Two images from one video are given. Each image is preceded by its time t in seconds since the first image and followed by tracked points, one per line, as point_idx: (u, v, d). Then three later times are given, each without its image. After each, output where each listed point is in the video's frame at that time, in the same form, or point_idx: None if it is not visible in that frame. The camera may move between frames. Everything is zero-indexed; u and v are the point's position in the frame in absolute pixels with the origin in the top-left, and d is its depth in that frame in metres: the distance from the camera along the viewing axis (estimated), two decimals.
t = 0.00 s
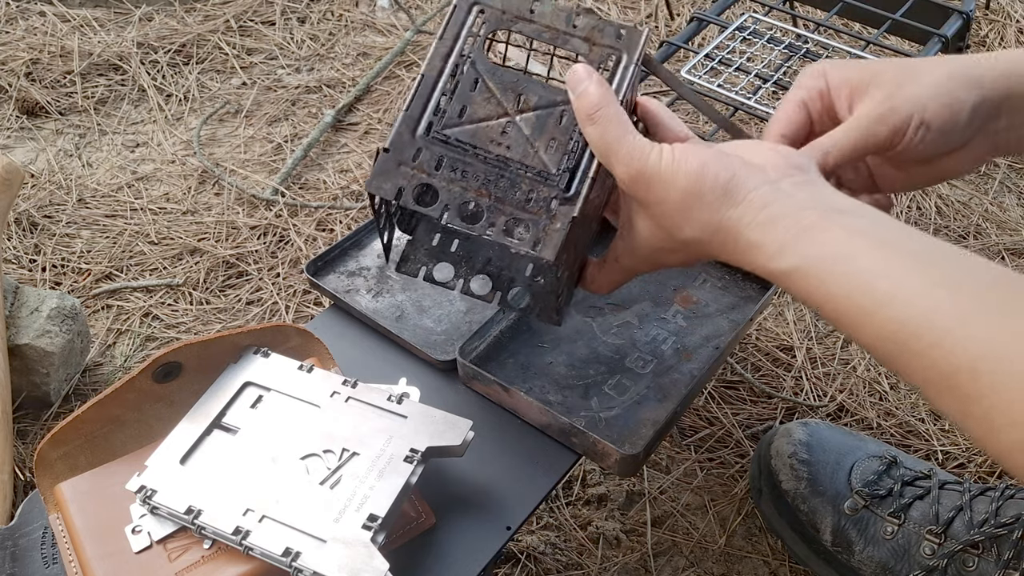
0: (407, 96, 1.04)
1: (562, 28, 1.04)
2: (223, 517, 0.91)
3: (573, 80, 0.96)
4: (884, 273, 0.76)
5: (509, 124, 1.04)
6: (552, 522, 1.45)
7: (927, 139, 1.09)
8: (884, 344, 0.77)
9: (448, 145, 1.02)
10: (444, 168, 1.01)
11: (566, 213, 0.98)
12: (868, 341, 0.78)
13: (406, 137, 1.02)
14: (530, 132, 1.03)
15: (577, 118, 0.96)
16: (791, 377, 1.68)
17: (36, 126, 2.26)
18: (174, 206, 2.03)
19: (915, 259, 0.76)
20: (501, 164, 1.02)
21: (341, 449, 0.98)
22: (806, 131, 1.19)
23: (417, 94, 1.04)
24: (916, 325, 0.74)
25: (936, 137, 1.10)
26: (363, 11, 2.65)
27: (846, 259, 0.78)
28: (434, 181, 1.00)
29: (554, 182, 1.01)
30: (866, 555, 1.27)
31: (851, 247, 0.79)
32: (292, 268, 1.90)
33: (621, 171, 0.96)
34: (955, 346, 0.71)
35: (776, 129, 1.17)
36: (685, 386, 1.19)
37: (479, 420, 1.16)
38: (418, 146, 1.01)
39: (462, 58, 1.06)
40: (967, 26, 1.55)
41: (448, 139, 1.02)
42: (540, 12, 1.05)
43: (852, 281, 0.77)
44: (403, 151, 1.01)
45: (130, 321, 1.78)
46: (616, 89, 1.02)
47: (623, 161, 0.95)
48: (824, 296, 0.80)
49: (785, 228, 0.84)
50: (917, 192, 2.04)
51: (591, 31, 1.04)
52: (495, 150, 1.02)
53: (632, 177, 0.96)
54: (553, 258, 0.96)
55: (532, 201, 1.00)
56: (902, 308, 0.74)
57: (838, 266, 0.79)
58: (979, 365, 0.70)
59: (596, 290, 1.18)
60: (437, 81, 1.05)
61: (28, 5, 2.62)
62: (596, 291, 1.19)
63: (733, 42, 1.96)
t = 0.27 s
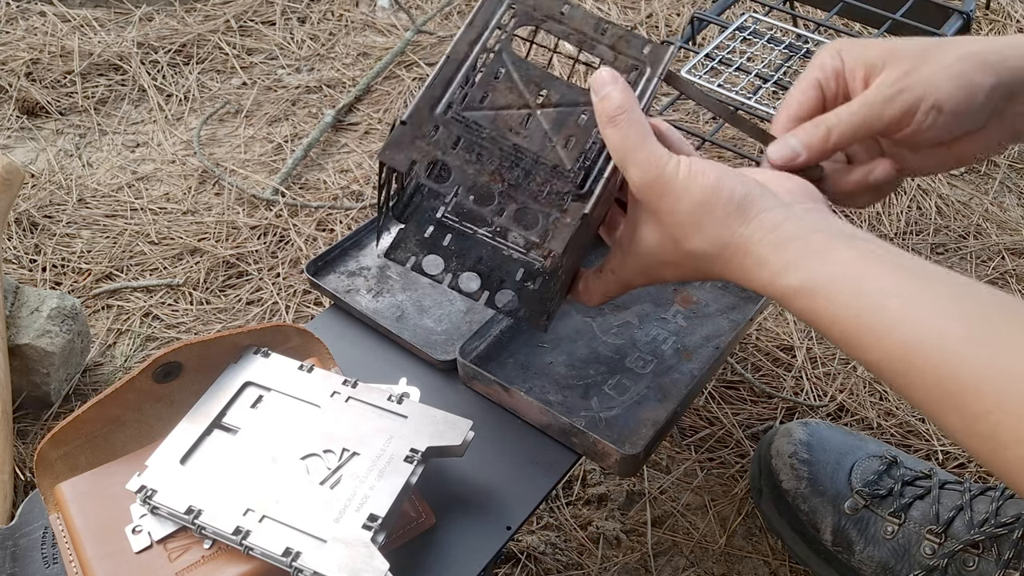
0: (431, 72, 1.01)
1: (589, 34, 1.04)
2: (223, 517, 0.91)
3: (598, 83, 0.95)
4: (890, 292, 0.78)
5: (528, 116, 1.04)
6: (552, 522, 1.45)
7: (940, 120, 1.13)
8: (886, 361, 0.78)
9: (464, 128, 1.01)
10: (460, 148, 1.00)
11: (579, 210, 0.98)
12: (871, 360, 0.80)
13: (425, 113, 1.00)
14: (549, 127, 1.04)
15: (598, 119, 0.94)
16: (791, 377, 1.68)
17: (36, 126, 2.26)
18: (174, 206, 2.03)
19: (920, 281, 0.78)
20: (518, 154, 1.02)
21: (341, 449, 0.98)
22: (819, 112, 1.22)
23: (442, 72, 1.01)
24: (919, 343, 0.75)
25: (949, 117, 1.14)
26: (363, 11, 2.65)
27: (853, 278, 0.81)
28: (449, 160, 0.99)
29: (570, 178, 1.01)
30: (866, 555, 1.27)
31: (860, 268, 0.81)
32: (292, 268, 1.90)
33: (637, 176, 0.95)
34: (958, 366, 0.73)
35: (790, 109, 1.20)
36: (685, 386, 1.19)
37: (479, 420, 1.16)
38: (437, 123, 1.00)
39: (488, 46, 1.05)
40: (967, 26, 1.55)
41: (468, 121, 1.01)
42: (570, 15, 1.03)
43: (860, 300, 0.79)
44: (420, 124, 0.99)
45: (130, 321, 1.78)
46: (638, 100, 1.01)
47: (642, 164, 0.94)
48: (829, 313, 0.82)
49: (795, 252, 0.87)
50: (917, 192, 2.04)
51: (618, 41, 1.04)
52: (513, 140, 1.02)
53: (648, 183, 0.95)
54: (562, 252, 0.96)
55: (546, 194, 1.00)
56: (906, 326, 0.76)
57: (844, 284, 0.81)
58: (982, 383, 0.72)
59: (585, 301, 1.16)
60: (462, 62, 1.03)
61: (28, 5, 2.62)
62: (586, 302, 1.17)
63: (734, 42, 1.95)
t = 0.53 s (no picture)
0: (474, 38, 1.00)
1: (626, 40, 1.07)
2: (223, 517, 0.91)
3: (633, 79, 0.96)
4: (924, 301, 0.83)
5: (563, 100, 1.04)
6: (552, 522, 1.45)
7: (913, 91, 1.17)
8: (916, 366, 0.83)
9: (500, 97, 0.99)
10: (495, 116, 0.97)
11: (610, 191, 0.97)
12: (900, 364, 0.84)
13: (464, 76, 0.98)
14: (584, 113, 1.04)
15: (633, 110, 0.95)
16: (791, 377, 1.68)
17: (36, 126, 2.26)
18: (174, 206, 2.03)
19: (950, 293, 0.83)
20: (551, 132, 1.01)
21: (341, 449, 0.98)
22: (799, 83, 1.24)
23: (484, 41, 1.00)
24: (951, 351, 0.81)
25: (923, 92, 1.17)
26: (363, 11, 2.65)
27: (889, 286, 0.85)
28: (487, 123, 0.96)
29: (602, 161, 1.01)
30: (866, 555, 1.27)
31: (888, 278, 0.86)
32: (292, 268, 1.90)
33: (669, 170, 0.95)
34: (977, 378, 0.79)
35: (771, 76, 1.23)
36: (685, 386, 1.19)
37: (479, 420, 1.16)
38: (475, 87, 0.98)
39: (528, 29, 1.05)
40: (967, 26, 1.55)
41: (505, 92, 1.00)
42: (609, 20, 1.07)
43: (888, 309, 0.84)
44: (459, 86, 0.97)
45: (130, 321, 1.78)
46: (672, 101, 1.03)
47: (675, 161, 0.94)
48: (863, 316, 0.86)
49: (822, 255, 0.90)
50: (917, 192, 2.04)
51: (652, 49, 1.06)
52: (547, 118, 1.02)
53: (678, 178, 0.95)
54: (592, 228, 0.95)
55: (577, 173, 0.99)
56: (940, 334, 0.81)
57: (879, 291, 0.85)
58: (1001, 397, 0.78)
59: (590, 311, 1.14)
60: (503, 36, 1.02)
61: (28, 5, 2.62)
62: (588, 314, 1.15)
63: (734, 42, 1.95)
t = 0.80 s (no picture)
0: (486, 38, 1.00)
1: (638, 45, 1.07)
2: (224, 517, 0.91)
3: (646, 81, 0.96)
4: (936, 306, 0.84)
5: (575, 100, 1.04)
6: (552, 522, 1.45)
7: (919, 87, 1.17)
8: (925, 370, 0.83)
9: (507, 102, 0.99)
10: (506, 114, 0.98)
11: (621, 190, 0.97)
12: (909, 368, 0.85)
13: (476, 74, 0.98)
14: (595, 113, 1.04)
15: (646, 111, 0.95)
16: (791, 377, 1.68)
17: (36, 126, 2.26)
18: (174, 206, 2.03)
19: (960, 299, 0.84)
20: (563, 130, 1.01)
21: (341, 449, 0.98)
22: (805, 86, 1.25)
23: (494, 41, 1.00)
24: (961, 355, 0.81)
25: (929, 86, 1.17)
26: (363, 11, 2.65)
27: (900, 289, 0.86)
28: (498, 122, 0.97)
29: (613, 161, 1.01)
30: (866, 555, 1.27)
31: (900, 284, 0.86)
32: (292, 268, 1.90)
33: (681, 171, 0.95)
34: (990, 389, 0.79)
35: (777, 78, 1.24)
36: (685, 386, 1.19)
37: (479, 420, 1.16)
38: (486, 86, 0.98)
39: (541, 31, 1.06)
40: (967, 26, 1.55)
41: (517, 92, 1.00)
42: (621, 25, 1.07)
43: (899, 314, 0.85)
44: (471, 82, 0.97)
45: (130, 321, 1.78)
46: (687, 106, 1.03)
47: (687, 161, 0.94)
48: (874, 318, 0.86)
49: (836, 259, 0.91)
50: (917, 192, 2.04)
51: (662, 54, 1.08)
52: (557, 118, 1.02)
53: (691, 178, 0.95)
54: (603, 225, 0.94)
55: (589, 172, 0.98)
56: (951, 338, 0.82)
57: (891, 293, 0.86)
58: (1008, 405, 0.78)
59: (595, 317, 1.13)
60: (517, 36, 1.02)
61: (28, 5, 2.62)
62: (594, 319, 1.14)
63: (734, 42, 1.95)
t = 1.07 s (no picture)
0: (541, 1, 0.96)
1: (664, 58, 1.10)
2: (223, 517, 0.91)
3: (675, 78, 0.98)
4: (965, 300, 0.80)
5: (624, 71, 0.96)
6: (552, 522, 1.45)
7: (897, 99, 1.14)
8: (948, 363, 0.79)
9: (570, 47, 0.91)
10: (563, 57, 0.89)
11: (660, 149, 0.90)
12: (930, 360, 0.81)
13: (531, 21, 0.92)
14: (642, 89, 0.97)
15: (680, 98, 0.94)
16: (791, 377, 1.68)
17: (36, 126, 2.25)
18: (174, 206, 2.03)
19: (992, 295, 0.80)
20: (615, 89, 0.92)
21: (341, 449, 0.98)
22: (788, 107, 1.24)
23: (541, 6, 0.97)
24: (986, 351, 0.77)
25: (908, 101, 1.14)
26: (363, 11, 2.65)
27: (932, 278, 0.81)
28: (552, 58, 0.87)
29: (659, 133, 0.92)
30: (866, 555, 1.27)
31: (930, 273, 0.82)
32: (292, 268, 1.90)
33: (713, 149, 0.91)
34: None
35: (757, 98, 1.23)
36: (685, 386, 1.19)
37: (478, 420, 1.16)
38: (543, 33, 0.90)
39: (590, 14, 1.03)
40: (967, 26, 1.55)
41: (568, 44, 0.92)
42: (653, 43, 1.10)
43: (927, 303, 0.80)
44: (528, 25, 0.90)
45: (130, 321, 1.78)
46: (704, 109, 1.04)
47: (721, 140, 0.91)
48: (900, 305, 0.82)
49: (864, 242, 0.85)
50: (917, 192, 2.04)
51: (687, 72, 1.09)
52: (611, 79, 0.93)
53: (722, 158, 0.91)
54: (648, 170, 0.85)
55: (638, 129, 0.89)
56: (978, 334, 0.78)
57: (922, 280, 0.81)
58: None
59: (594, 314, 1.08)
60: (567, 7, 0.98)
61: (28, 5, 2.62)
62: (595, 318, 1.08)
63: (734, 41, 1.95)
